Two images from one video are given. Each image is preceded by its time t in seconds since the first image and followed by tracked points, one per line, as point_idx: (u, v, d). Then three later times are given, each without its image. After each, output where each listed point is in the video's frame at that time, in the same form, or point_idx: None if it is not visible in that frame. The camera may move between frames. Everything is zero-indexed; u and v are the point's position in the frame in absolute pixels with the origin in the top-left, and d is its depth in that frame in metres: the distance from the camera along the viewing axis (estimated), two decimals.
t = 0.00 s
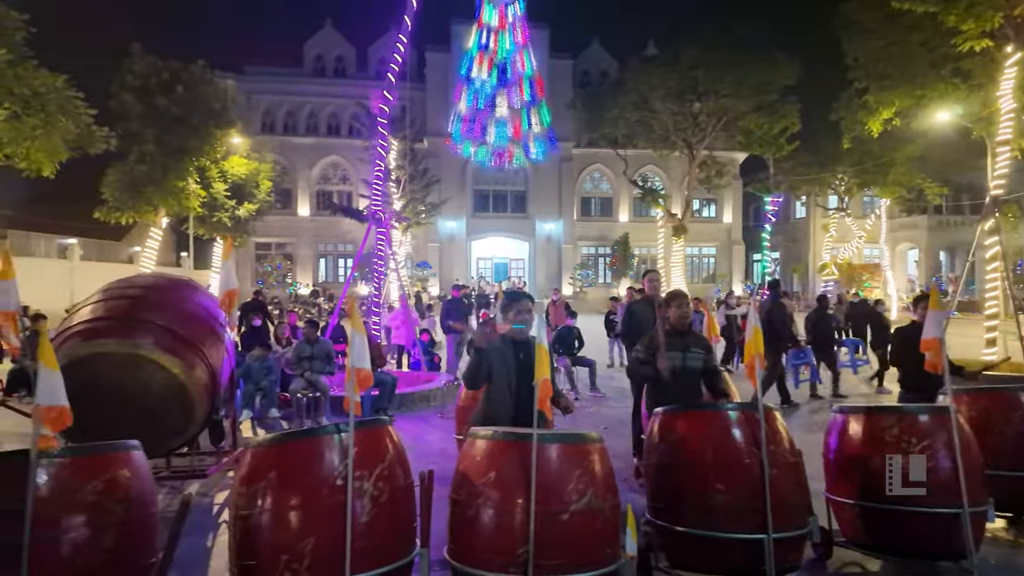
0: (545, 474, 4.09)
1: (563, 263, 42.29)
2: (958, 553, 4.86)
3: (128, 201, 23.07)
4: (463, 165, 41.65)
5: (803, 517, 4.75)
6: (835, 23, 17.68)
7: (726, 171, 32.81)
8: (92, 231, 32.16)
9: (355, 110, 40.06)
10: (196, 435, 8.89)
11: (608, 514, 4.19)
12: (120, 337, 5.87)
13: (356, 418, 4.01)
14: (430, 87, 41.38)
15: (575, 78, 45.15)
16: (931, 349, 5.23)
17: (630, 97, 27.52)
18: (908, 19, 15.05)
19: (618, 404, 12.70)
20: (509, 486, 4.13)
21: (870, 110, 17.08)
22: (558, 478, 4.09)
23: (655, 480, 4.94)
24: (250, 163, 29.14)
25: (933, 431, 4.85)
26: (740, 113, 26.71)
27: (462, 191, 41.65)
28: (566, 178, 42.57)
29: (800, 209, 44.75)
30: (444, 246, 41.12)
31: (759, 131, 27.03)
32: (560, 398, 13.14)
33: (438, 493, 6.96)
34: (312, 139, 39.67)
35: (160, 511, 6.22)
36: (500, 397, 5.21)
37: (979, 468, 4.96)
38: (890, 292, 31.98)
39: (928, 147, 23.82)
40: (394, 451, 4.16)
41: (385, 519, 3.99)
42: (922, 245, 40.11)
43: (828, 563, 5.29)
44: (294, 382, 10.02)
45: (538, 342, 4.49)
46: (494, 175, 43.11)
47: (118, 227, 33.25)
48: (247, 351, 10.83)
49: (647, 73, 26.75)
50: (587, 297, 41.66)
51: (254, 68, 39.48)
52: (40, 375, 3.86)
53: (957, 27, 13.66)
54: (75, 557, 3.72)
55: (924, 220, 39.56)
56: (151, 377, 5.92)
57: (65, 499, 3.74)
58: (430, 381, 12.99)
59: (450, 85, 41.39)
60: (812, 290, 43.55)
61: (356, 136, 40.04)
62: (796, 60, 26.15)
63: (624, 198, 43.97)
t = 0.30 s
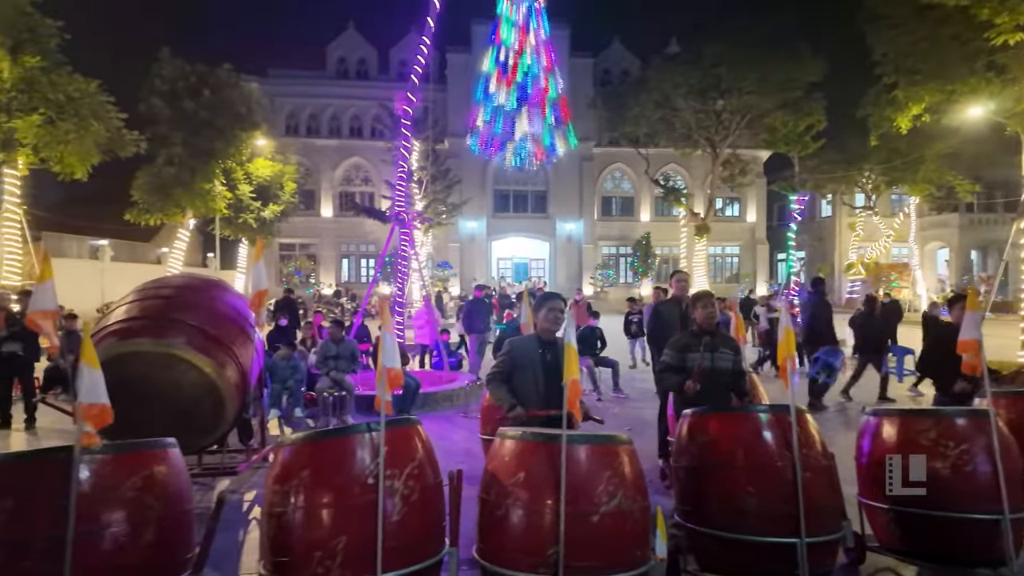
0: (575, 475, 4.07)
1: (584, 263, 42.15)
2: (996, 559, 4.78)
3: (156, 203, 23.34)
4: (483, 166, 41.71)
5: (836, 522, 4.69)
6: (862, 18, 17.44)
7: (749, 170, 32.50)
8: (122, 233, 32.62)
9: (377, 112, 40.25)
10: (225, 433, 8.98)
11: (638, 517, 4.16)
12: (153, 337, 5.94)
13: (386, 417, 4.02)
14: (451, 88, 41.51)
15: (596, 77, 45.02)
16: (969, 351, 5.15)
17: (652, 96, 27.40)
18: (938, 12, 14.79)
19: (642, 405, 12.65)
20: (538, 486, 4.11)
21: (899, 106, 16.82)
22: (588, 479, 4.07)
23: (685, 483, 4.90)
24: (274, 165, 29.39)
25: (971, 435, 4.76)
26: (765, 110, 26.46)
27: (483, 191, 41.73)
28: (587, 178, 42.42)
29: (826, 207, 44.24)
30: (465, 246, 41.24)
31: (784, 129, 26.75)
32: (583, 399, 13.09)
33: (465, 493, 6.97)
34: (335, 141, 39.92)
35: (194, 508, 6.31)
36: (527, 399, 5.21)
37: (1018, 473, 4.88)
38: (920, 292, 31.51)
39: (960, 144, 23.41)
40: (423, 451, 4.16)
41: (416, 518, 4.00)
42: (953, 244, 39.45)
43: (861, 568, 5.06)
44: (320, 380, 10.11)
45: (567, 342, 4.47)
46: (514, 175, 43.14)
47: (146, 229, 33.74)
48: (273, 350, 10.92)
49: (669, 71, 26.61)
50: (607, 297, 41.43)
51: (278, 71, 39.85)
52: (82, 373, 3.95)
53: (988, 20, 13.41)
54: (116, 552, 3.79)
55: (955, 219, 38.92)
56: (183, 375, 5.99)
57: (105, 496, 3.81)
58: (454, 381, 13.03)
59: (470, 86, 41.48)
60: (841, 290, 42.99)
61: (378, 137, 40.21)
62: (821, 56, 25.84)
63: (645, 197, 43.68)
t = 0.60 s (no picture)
0: (606, 475, 4.08)
1: (608, 263, 42.00)
2: None
3: (189, 205, 23.66)
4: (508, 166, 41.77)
5: (872, 527, 4.63)
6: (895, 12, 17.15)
7: (778, 168, 32.15)
8: (155, 234, 33.18)
9: (403, 113, 40.46)
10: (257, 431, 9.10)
11: (669, 518, 4.16)
12: (189, 336, 6.04)
13: (417, 416, 4.05)
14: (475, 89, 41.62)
15: (621, 75, 44.85)
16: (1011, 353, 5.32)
17: (678, 94, 27.27)
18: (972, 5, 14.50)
19: (669, 406, 12.60)
20: (569, 486, 4.13)
21: (935, 101, 16.52)
22: (618, 480, 4.08)
23: (716, 485, 4.88)
24: (302, 167, 29.67)
25: (1014, 440, 4.68)
26: (794, 107, 26.16)
27: (507, 192, 41.84)
28: (611, 177, 42.26)
29: (857, 205, 43.62)
30: (489, 247, 41.36)
31: (813, 126, 26.46)
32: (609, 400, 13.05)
33: (494, 493, 7.00)
34: (361, 143, 40.21)
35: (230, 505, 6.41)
36: (553, 399, 5.22)
37: None
38: (956, 292, 30.90)
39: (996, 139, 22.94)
40: (453, 450, 4.19)
41: (446, 516, 4.03)
42: (990, 242, 38.65)
43: None
44: (348, 380, 10.21)
45: (596, 342, 4.47)
46: (538, 175, 43.19)
47: (178, 231, 34.29)
48: (303, 349, 11.04)
49: (696, 69, 26.46)
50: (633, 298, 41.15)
51: (305, 75, 40.29)
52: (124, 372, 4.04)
53: None
54: (156, 547, 3.87)
55: (992, 217, 38.14)
56: (216, 372, 6.08)
57: (145, 490, 3.89)
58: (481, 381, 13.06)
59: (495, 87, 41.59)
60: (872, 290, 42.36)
61: (404, 138, 40.40)
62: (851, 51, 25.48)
63: (670, 196, 43.30)
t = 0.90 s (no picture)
0: (635, 477, 4.10)
1: (634, 263, 41.81)
2: None
3: (221, 208, 24.02)
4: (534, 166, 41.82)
5: (910, 533, 4.58)
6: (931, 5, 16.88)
7: (809, 165, 31.79)
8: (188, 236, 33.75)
9: (429, 115, 40.69)
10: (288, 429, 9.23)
11: (700, 520, 4.17)
12: (223, 335, 6.17)
13: (446, 415, 4.10)
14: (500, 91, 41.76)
15: (647, 74, 44.69)
16: None
17: (705, 91, 27.11)
18: None
19: (697, 407, 12.55)
20: (599, 488, 4.15)
21: (974, 95, 16.23)
22: (648, 482, 4.10)
23: (748, 487, 4.87)
24: (330, 169, 29.96)
25: None
26: (826, 103, 25.84)
27: (532, 192, 41.91)
28: (637, 176, 42.10)
29: (892, 203, 42.97)
30: (514, 247, 41.45)
31: (846, 122, 26.12)
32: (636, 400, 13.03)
33: (522, 493, 7.04)
34: (387, 144, 40.56)
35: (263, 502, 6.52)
36: (581, 401, 5.24)
37: None
38: (996, 291, 30.29)
39: None
40: (481, 449, 4.24)
41: (475, 515, 4.08)
42: None
43: None
44: (376, 378, 10.31)
45: (626, 343, 4.49)
46: (563, 175, 43.21)
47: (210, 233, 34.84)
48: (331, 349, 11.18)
49: (723, 67, 26.27)
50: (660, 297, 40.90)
51: (333, 78, 40.71)
52: (161, 371, 4.14)
53: None
54: (194, 541, 3.97)
55: None
56: (248, 371, 6.19)
57: (184, 486, 3.99)
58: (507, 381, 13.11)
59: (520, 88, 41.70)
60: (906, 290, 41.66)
61: (430, 140, 40.59)
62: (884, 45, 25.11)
63: (698, 194, 43.03)
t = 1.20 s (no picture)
0: (663, 478, 4.12)
1: (660, 262, 41.59)
2: None
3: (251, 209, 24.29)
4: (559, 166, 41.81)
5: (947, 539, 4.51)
6: None
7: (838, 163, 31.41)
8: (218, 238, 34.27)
9: (454, 116, 40.85)
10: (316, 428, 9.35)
11: (729, 523, 4.17)
12: (255, 334, 6.27)
13: (473, 415, 4.15)
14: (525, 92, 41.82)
15: (673, 72, 44.45)
16: None
17: (732, 88, 26.92)
18: None
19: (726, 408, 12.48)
20: (627, 488, 4.17)
21: (1012, 88, 15.91)
22: (676, 483, 4.11)
23: (780, 491, 4.85)
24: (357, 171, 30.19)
25: None
26: (856, 100, 25.51)
27: (556, 192, 41.92)
28: (662, 175, 41.88)
29: (926, 201, 42.27)
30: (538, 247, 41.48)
31: (879, 119, 25.76)
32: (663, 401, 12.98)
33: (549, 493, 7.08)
34: (413, 146, 40.81)
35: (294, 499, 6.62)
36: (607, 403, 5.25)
37: None
38: None
39: None
40: (507, 449, 4.28)
41: (502, 515, 4.12)
42: None
43: None
44: (402, 377, 10.41)
45: (655, 344, 4.51)
46: (588, 176, 43.14)
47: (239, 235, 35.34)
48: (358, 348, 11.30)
49: (750, 64, 26.06)
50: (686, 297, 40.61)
51: (359, 80, 41.05)
52: (196, 368, 4.23)
53: None
54: (227, 535, 4.05)
55: None
56: (278, 369, 6.28)
57: (217, 482, 4.08)
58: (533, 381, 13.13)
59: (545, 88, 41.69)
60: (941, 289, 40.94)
61: (454, 141, 40.68)
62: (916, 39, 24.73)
63: (725, 192, 42.65)
